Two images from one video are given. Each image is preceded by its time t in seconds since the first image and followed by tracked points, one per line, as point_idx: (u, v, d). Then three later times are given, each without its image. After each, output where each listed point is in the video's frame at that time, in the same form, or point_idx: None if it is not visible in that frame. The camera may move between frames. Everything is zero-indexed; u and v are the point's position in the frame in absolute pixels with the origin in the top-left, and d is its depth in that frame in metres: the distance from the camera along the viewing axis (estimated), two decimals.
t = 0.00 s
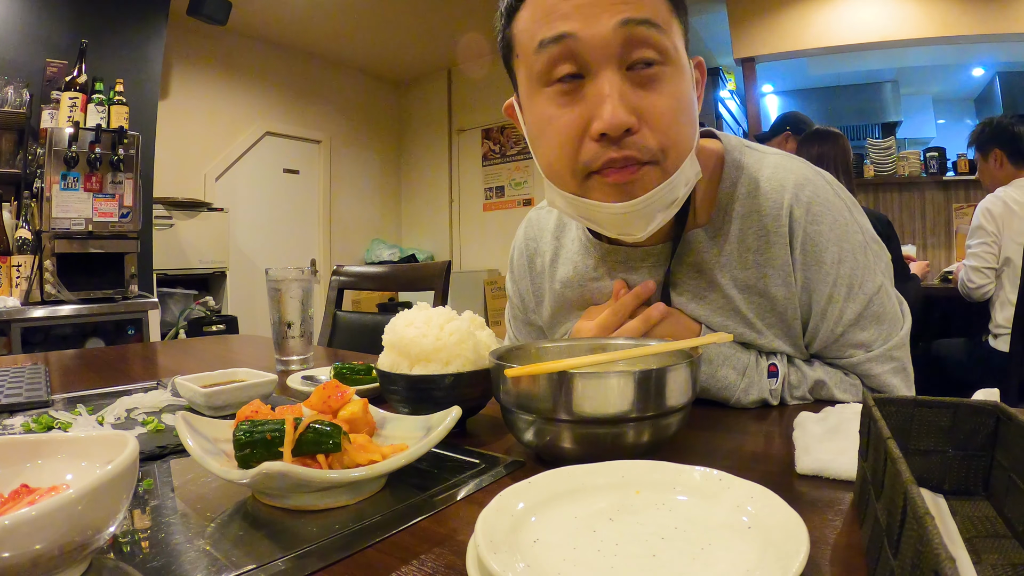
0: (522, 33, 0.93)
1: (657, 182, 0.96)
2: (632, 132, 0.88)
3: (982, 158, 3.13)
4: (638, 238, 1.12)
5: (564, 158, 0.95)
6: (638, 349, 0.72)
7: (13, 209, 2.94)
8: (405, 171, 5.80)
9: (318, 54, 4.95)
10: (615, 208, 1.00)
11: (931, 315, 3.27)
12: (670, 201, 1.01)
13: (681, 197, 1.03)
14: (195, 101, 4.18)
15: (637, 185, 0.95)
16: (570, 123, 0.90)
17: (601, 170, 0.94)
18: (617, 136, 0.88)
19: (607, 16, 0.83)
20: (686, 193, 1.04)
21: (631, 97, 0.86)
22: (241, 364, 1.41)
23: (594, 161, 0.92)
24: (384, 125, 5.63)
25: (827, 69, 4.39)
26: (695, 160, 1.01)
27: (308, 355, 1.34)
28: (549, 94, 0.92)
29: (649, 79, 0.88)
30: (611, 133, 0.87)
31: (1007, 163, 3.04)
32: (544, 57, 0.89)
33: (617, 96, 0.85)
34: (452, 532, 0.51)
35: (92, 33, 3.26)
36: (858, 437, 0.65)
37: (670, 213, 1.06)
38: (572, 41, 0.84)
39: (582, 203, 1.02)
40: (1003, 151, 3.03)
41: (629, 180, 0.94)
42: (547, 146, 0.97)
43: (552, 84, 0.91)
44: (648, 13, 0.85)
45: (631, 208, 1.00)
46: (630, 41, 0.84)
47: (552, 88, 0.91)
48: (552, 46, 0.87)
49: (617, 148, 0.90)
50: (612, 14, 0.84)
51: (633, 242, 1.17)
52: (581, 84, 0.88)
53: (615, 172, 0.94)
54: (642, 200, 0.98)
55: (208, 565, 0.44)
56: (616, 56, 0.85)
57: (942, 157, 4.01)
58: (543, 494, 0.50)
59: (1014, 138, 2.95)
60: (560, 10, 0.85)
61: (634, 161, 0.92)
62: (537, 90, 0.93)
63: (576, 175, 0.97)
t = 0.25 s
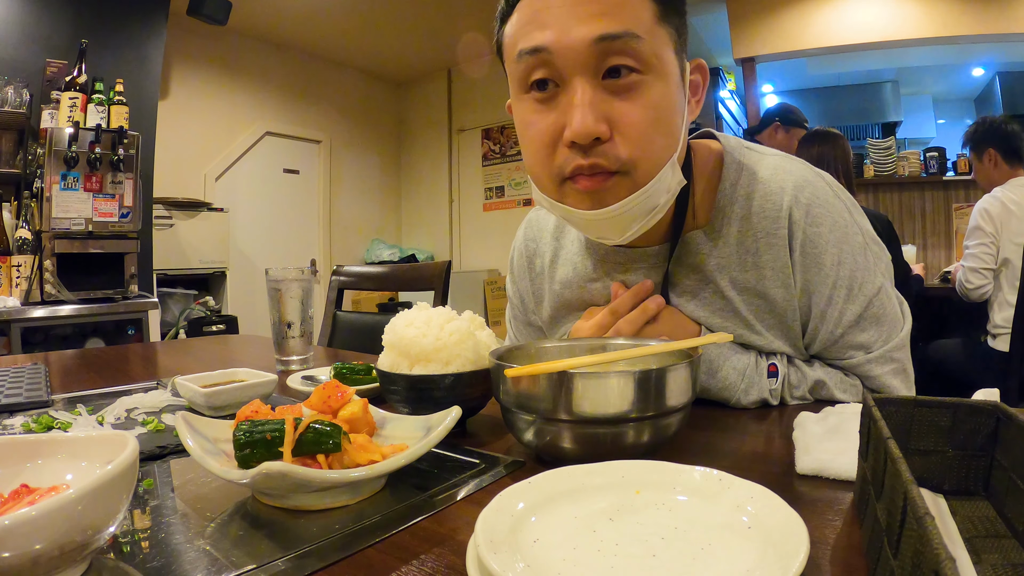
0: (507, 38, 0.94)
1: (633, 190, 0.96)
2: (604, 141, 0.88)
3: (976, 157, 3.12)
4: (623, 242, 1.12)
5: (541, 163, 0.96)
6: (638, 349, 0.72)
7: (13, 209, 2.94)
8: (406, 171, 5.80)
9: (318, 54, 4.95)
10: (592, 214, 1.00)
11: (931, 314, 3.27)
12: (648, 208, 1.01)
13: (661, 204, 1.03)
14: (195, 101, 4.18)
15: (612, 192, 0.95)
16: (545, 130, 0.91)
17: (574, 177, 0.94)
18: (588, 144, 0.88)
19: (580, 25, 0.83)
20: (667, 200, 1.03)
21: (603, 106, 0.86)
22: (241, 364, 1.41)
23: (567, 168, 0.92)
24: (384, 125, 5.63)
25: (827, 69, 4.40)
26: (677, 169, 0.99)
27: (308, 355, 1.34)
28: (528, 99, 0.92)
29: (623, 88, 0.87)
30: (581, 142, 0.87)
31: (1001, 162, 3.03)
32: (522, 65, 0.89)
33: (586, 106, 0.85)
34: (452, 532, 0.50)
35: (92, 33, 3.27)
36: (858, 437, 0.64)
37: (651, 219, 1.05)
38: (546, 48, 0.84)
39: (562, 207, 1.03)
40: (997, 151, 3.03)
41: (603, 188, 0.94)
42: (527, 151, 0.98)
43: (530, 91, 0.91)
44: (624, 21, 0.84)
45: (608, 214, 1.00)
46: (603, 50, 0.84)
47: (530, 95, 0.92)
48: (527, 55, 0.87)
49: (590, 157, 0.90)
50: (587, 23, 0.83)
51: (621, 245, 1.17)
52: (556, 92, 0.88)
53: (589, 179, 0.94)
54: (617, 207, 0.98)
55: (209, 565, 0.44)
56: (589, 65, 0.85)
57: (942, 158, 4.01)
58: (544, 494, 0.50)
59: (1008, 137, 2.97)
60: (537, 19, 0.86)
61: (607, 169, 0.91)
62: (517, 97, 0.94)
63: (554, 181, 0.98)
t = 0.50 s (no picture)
0: (501, 42, 0.95)
1: (621, 195, 0.95)
2: (590, 145, 0.88)
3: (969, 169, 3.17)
4: (616, 246, 1.12)
5: (531, 167, 0.96)
6: (638, 349, 0.72)
7: (13, 209, 2.94)
8: (405, 171, 5.80)
9: (318, 54, 4.95)
10: (581, 218, 1.00)
11: (931, 315, 3.27)
12: (637, 213, 1.00)
13: (651, 210, 1.02)
14: (195, 101, 4.18)
15: (600, 197, 0.95)
16: (533, 133, 0.91)
17: (562, 181, 0.94)
18: (574, 149, 0.88)
19: (567, 29, 0.83)
20: (658, 205, 1.02)
21: (589, 111, 0.86)
22: (241, 364, 1.41)
23: (554, 172, 0.92)
24: (385, 125, 5.64)
25: (827, 69, 4.40)
26: (666, 175, 0.98)
27: (308, 355, 1.34)
28: (518, 102, 0.92)
29: (610, 91, 0.86)
30: (567, 147, 0.87)
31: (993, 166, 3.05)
32: (512, 68, 0.90)
33: (572, 111, 0.85)
34: (453, 532, 0.51)
35: (92, 33, 3.26)
36: (858, 437, 0.64)
37: (641, 224, 1.05)
38: (534, 52, 0.85)
39: (552, 212, 1.03)
40: (983, 160, 3.07)
41: (589, 193, 0.94)
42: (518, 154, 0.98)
43: (521, 94, 0.92)
44: (612, 25, 0.84)
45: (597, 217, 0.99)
46: (589, 54, 0.84)
47: (520, 99, 0.92)
48: (516, 59, 0.87)
49: (576, 161, 0.90)
50: (575, 27, 0.83)
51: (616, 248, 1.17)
52: (544, 96, 0.88)
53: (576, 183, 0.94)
54: (604, 211, 0.98)
55: (209, 565, 0.44)
56: (576, 70, 0.85)
57: (942, 157, 4.00)
58: (544, 494, 0.50)
59: (993, 143, 3.01)
60: (527, 23, 0.86)
61: (592, 174, 0.91)
62: (510, 100, 0.95)
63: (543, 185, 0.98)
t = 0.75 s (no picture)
0: (497, 44, 0.95)
1: (616, 196, 0.95)
2: (584, 147, 0.88)
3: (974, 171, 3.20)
4: (613, 246, 1.12)
5: (525, 168, 0.96)
6: (638, 350, 0.72)
7: (13, 209, 2.94)
8: (405, 171, 5.80)
9: (318, 54, 4.95)
10: (576, 219, 1.00)
11: (931, 315, 3.27)
12: (632, 213, 1.00)
13: (647, 210, 1.02)
14: (195, 101, 4.18)
15: (595, 198, 0.95)
16: (528, 135, 0.91)
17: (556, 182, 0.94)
18: (568, 150, 0.88)
19: (559, 32, 0.83)
20: (654, 206, 1.02)
21: (583, 113, 0.86)
22: (241, 364, 1.41)
23: (549, 173, 0.92)
24: (385, 125, 5.64)
25: (827, 69, 4.40)
26: (662, 175, 0.98)
27: (308, 355, 1.34)
28: (513, 104, 0.93)
29: (604, 93, 0.86)
30: (560, 149, 0.87)
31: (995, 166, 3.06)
32: (506, 71, 0.90)
33: (566, 112, 0.85)
34: (452, 532, 0.50)
35: (92, 33, 3.27)
36: (858, 437, 0.64)
37: (636, 225, 1.05)
38: (526, 55, 0.85)
39: (548, 213, 1.03)
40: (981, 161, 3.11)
41: (583, 194, 0.94)
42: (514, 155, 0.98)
43: (515, 96, 0.92)
44: (604, 27, 0.84)
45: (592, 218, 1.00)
46: (582, 56, 0.84)
47: (515, 100, 0.92)
48: (510, 61, 0.87)
49: (571, 163, 0.90)
50: (568, 28, 0.83)
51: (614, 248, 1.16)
52: (539, 98, 0.88)
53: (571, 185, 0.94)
54: (598, 212, 0.98)
55: (208, 565, 0.44)
56: (569, 71, 0.85)
57: (942, 157, 4.00)
58: (544, 494, 0.50)
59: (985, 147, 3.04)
60: (522, 26, 0.86)
61: (586, 175, 0.91)
62: (505, 102, 0.95)
63: (539, 187, 0.98)
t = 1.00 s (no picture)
0: (494, 45, 0.95)
1: (614, 195, 0.95)
2: (582, 147, 0.88)
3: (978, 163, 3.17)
4: (611, 245, 1.12)
5: (524, 168, 0.96)
6: (638, 350, 0.71)
7: (13, 209, 2.94)
8: (405, 171, 5.80)
9: (318, 54, 4.95)
10: (575, 219, 1.00)
11: (931, 315, 3.27)
12: (632, 211, 1.00)
13: (647, 208, 1.02)
14: (195, 101, 4.18)
15: (593, 198, 0.95)
16: (526, 136, 0.91)
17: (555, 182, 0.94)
18: (566, 151, 0.88)
19: (555, 33, 0.83)
20: (653, 204, 1.02)
21: (580, 114, 0.86)
22: (241, 364, 1.41)
23: (547, 174, 0.93)
24: (385, 125, 5.64)
25: (827, 69, 4.40)
26: (661, 174, 0.98)
27: (308, 355, 1.34)
28: (510, 106, 0.93)
29: (601, 93, 0.86)
30: (558, 149, 0.87)
31: (998, 164, 3.05)
32: (504, 72, 0.90)
33: (563, 114, 0.85)
34: (452, 532, 0.50)
35: (92, 33, 3.27)
36: (858, 437, 0.64)
37: (636, 223, 1.05)
38: (524, 56, 0.85)
39: (547, 212, 1.04)
40: (992, 154, 3.06)
41: (582, 193, 0.94)
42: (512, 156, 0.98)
43: (513, 98, 0.92)
44: (601, 28, 0.84)
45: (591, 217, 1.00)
46: (578, 57, 0.83)
47: (513, 102, 0.92)
48: (508, 62, 0.87)
49: (568, 164, 0.90)
50: (565, 30, 0.83)
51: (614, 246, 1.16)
52: (537, 99, 0.88)
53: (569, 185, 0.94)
54: (598, 211, 0.98)
55: (208, 565, 0.44)
56: (566, 72, 0.85)
57: (942, 157, 4.00)
58: (544, 494, 0.50)
59: (1000, 140, 2.98)
60: (520, 27, 0.86)
61: (585, 175, 0.91)
62: (503, 103, 0.95)
63: (537, 187, 0.98)
